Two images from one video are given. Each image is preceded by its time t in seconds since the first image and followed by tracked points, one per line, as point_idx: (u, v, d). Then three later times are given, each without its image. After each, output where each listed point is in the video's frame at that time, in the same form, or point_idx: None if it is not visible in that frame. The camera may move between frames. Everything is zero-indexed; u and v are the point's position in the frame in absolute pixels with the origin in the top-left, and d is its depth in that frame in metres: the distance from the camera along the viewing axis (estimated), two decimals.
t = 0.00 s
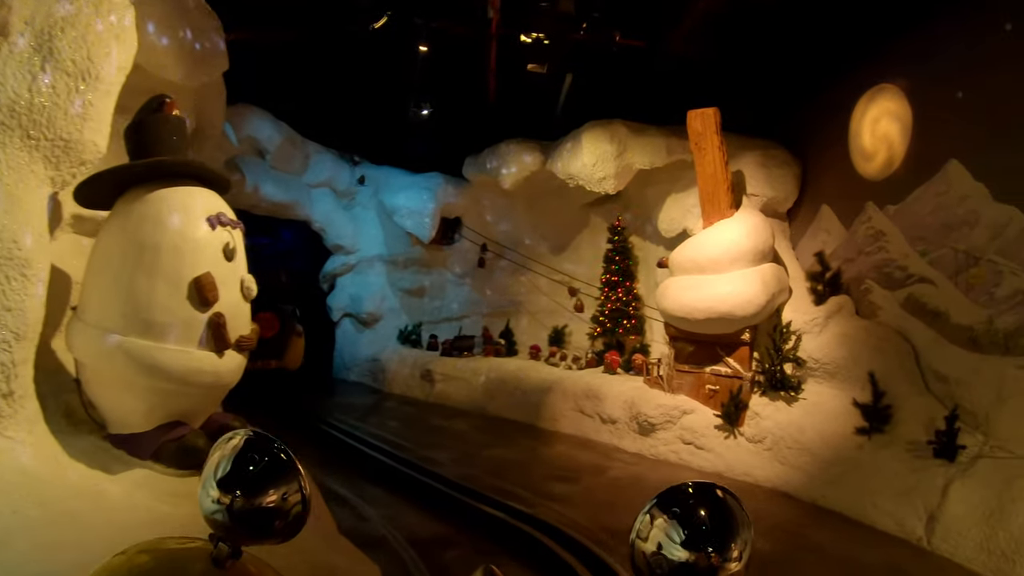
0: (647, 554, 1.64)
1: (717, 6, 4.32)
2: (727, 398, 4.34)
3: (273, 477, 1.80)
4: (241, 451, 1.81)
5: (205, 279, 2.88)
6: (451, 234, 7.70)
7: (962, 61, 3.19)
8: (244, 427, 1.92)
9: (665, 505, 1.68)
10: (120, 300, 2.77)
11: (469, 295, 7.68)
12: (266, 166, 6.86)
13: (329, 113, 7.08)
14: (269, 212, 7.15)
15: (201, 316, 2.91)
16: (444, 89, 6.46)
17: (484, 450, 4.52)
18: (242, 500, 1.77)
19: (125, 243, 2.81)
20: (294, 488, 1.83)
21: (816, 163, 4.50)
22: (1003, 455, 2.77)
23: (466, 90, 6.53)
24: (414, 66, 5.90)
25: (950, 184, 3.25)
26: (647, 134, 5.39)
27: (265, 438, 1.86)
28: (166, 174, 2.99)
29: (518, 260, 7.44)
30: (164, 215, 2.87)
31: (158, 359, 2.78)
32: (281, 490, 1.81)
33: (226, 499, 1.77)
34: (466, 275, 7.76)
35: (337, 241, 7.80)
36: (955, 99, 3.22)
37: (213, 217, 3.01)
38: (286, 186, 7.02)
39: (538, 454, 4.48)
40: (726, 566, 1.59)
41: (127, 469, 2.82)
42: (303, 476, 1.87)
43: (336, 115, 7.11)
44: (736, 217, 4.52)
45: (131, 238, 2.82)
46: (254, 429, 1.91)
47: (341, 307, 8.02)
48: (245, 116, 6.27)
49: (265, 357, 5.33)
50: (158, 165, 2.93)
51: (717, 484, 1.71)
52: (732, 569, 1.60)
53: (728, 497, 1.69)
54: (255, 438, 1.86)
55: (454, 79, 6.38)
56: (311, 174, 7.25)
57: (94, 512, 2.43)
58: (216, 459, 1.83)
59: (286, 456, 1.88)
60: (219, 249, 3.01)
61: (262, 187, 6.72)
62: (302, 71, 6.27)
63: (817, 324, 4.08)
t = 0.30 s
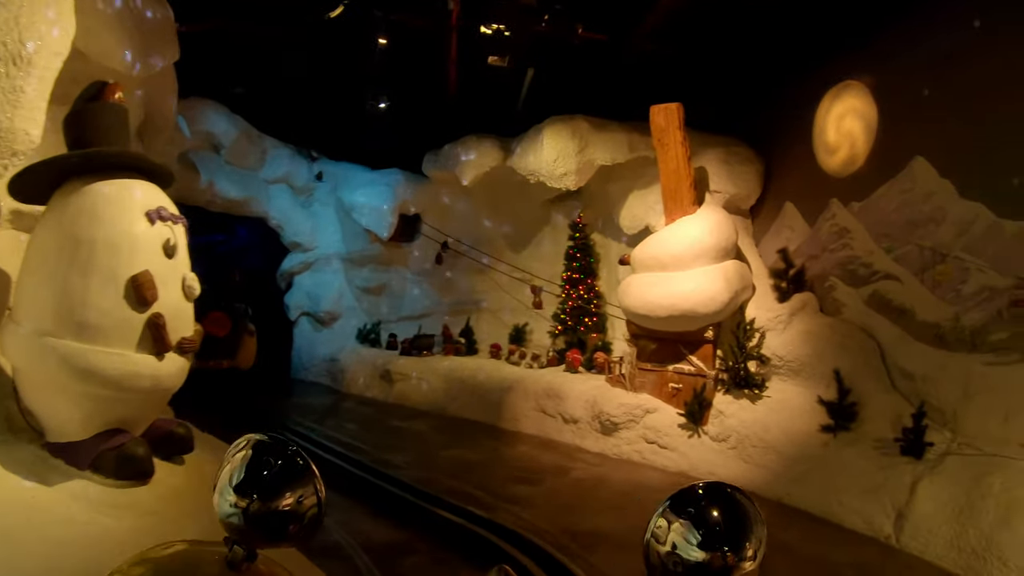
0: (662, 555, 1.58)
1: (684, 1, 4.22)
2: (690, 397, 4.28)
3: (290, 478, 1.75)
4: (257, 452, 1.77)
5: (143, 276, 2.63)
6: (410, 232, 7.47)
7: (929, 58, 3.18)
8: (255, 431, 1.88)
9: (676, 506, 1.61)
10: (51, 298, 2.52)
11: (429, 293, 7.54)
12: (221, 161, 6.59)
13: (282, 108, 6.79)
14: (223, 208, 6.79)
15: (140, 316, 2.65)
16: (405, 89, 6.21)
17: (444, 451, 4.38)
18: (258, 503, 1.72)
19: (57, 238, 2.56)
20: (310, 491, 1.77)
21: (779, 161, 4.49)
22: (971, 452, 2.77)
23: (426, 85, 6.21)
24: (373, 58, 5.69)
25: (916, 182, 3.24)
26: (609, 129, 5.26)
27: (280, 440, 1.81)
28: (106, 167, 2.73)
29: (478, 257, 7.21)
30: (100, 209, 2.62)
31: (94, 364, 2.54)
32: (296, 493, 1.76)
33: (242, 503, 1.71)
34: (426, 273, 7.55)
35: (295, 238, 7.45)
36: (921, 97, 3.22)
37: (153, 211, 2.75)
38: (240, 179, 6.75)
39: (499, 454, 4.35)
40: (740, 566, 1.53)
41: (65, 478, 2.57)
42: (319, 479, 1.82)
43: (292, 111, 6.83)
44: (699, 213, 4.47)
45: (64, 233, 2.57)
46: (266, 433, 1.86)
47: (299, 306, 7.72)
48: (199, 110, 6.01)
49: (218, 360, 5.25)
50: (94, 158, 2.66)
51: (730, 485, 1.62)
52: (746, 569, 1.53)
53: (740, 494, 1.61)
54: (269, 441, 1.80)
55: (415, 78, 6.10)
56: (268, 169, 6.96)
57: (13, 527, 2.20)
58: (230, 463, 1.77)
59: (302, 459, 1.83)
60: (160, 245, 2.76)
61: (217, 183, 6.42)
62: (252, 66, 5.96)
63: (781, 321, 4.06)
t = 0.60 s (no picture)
0: (662, 538, 1.72)
1: None
2: (646, 383, 4.17)
3: (285, 466, 1.92)
4: (251, 444, 1.94)
5: (65, 267, 2.39)
6: (361, 219, 6.92)
7: (890, 42, 3.18)
8: (246, 424, 2.04)
9: (674, 494, 1.74)
10: None
11: (381, 283, 7.06)
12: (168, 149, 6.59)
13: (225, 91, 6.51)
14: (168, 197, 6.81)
15: (62, 310, 2.42)
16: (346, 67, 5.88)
17: (397, 445, 4.20)
18: (253, 492, 1.88)
19: None
20: (305, 480, 1.94)
21: (736, 145, 4.44)
22: (932, 437, 2.77)
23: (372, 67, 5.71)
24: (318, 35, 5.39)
25: (874, 167, 3.23)
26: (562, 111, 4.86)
27: (271, 431, 2.00)
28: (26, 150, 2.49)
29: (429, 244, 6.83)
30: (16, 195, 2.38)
31: (16, 363, 2.33)
32: (292, 482, 1.92)
33: (237, 493, 1.88)
34: (377, 261, 7.03)
35: (242, 226, 7.14)
36: (882, 80, 3.21)
37: (76, 196, 2.50)
38: (188, 168, 6.74)
39: (451, 446, 4.20)
40: (740, 547, 1.68)
41: None
42: (310, 466, 1.99)
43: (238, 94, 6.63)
44: (655, 197, 4.35)
45: None
46: (260, 424, 2.04)
47: (248, 297, 7.34)
48: (144, 98, 6.04)
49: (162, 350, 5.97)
50: (15, 140, 2.43)
51: (731, 471, 1.75)
52: (747, 550, 1.68)
53: (740, 481, 1.73)
54: (258, 432, 1.98)
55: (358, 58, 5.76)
56: (216, 155, 6.66)
57: None
58: (226, 454, 1.95)
59: (293, 446, 2.00)
60: (84, 233, 2.51)
61: (161, 171, 6.52)
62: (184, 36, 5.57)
63: (737, 307, 4.06)
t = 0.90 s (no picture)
0: (686, 558, 1.52)
1: None
2: (632, 399, 4.08)
3: (316, 481, 1.78)
4: (275, 460, 1.79)
5: (24, 270, 2.24)
6: (345, 228, 6.83)
7: (883, 52, 3.15)
8: (273, 440, 1.88)
9: (700, 514, 1.54)
10: None
11: (365, 292, 6.94)
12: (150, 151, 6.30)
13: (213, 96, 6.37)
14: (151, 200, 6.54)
15: (20, 317, 2.27)
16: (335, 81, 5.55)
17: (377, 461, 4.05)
18: (285, 506, 1.73)
19: None
20: (333, 492, 1.80)
21: (726, 156, 4.40)
22: (927, 455, 2.72)
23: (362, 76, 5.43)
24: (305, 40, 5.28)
25: (869, 178, 3.22)
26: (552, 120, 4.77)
27: (297, 444, 1.84)
28: None
29: (415, 254, 6.76)
30: None
31: None
32: (322, 495, 1.78)
33: (268, 504, 1.73)
34: (361, 269, 6.93)
35: (224, 233, 6.94)
36: (875, 91, 3.19)
37: (38, 196, 2.36)
38: (170, 172, 6.45)
39: (433, 461, 4.06)
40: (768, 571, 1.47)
41: None
42: (340, 482, 1.85)
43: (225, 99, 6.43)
44: (643, 208, 4.25)
45: None
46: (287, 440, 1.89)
47: (230, 305, 7.02)
48: (127, 98, 5.62)
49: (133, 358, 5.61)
50: None
51: (760, 490, 1.56)
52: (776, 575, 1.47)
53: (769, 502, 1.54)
54: (284, 447, 1.82)
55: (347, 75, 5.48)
56: (198, 162, 6.51)
57: None
58: (253, 470, 1.78)
59: (324, 460, 1.87)
60: (46, 234, 2.37)
61: (145, 174, 6.17)
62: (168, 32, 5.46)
63: (726, 322, 3.95)
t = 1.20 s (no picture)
0: None
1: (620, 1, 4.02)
2: (621, 415, 3.95)
3: (345, 495, 1.86)
4: (305, 475, 1.88)
5: None
6: (331, 240, 6.87)
7: (875, 65, 3.14)
8: (304, 454, 1.97)
9: (724, 533, 1.54)
10: None
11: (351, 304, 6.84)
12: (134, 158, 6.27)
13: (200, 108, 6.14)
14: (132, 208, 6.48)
15: None
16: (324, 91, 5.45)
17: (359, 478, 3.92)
18: (316, 519, 1.82)
19: None
20: (363, 506, 1.88)
21: (716, 169, 4.36)
22: (925, 472, 2.66)
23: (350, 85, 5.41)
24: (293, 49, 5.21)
25: (863, 190, 3.18)
26: (540, 131, 4.69)
27: (325, 459, 1.92)
28: None
29: (401, 266, 6.66)
30: None
31: None
32: (351, 509, 1.85)
33: (300, 517, 1.82)
34: (347, 283, 6.84)
35: (209, 242, 6.83)
36: (870, 102, 3.17)
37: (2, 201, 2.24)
38: (154, 180, 6.40)
39: (416, 478, 3.94)
40: None
41: None
42: (369, 495, 1.92)
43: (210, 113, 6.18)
44: (633, 221, 4.14)
45: None
46: (318, 455, 1.97)
47: (214, 316, 6.81)
48: (111, 105, 5.63)
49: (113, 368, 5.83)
50: None
51: (780, 506, 1.55)
52: None
53: (789, 518, 1.53)
54: (312, 462, 1.91)
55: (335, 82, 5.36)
56: (182, 170, 6.48)
57: None
58: (285, 484, 1.89)
59: (352, 473, 1.94)
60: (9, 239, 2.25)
61: (127, 180, 6.13)
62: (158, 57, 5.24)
63: (717, 336, 3.87)
